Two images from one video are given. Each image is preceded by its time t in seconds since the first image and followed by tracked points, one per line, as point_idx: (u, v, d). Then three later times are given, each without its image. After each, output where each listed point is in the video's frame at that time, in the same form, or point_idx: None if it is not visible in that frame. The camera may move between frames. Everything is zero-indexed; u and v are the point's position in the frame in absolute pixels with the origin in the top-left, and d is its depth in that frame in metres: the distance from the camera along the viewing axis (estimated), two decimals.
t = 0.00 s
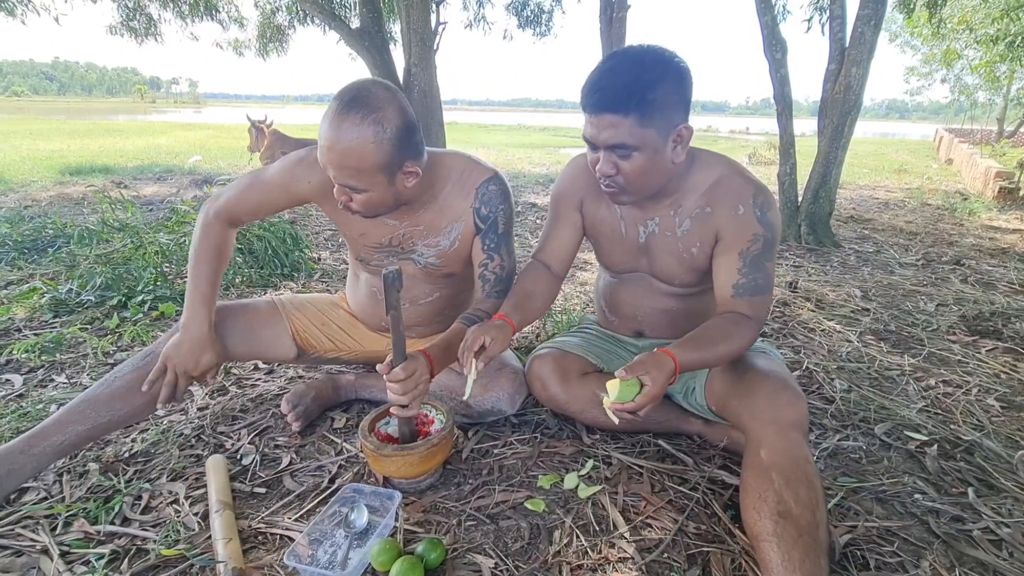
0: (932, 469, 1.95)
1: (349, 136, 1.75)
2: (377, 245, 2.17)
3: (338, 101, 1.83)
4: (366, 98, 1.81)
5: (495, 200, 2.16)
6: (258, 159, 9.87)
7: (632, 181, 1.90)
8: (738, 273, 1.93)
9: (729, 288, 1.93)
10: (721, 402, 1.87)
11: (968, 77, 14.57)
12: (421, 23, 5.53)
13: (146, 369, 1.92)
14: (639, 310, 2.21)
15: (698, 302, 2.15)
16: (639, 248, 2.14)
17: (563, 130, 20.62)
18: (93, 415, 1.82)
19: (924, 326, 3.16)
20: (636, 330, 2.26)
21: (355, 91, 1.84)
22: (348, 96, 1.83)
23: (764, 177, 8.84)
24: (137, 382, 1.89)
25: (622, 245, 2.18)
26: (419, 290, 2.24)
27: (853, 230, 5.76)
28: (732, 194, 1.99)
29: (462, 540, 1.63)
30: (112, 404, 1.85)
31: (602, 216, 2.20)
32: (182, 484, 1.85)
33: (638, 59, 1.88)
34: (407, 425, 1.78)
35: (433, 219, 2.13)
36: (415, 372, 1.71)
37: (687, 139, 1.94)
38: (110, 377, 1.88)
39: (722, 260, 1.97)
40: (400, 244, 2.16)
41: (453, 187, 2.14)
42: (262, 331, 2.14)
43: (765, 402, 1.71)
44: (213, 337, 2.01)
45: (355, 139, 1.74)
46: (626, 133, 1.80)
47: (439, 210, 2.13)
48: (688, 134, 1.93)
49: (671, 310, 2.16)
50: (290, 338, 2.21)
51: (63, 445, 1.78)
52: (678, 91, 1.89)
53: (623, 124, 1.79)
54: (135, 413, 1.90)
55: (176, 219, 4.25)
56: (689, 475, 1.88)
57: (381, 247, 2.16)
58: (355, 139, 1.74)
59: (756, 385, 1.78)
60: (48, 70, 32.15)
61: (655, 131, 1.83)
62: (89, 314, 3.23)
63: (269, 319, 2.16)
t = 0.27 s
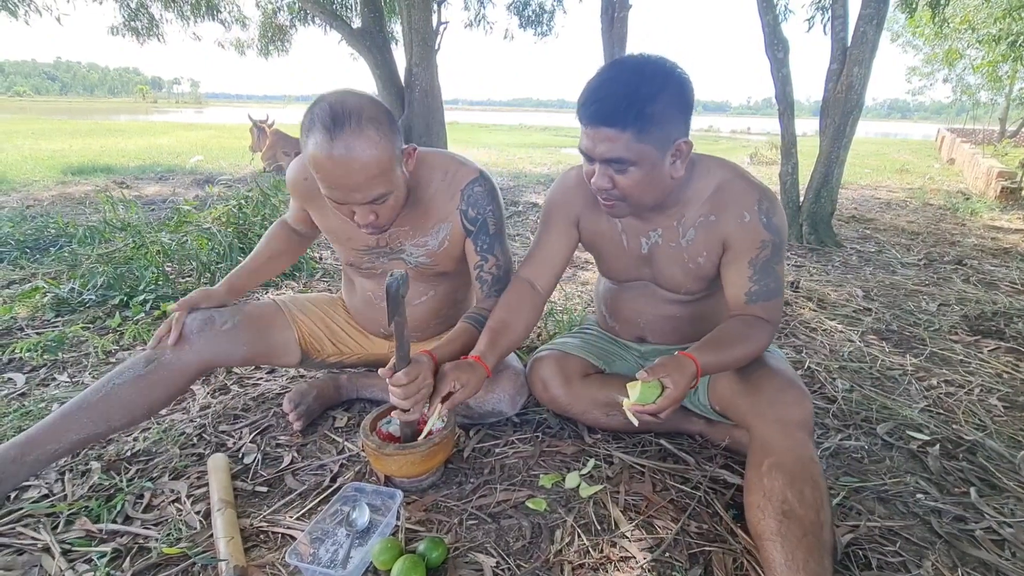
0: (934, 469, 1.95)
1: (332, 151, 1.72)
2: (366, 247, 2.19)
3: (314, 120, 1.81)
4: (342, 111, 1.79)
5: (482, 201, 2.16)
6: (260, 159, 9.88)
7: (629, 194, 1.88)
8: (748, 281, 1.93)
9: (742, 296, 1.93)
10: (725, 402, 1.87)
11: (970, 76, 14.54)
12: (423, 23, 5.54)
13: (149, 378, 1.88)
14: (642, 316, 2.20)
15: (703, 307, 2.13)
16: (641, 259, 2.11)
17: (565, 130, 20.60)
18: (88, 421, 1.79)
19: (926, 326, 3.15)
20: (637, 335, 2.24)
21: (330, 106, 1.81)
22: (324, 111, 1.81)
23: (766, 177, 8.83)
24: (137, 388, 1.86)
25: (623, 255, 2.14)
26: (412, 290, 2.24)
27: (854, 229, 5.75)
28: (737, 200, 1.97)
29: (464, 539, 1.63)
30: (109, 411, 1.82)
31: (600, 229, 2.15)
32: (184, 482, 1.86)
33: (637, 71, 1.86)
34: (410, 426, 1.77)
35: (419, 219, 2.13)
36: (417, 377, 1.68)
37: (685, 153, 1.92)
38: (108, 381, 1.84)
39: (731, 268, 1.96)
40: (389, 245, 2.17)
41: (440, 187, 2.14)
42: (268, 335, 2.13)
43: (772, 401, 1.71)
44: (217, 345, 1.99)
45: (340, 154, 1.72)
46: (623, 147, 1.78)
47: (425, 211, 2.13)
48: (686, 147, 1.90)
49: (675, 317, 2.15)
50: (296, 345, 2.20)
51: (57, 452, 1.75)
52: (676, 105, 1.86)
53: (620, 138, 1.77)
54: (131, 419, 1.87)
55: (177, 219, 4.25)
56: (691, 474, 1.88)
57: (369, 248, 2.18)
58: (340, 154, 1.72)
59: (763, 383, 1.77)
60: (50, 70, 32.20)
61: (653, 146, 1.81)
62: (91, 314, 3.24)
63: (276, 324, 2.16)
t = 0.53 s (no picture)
0: (936, 469, 1.94)
1: (342, 144, 1.74)
2: (365, 242, 2.25)
3: (322, 113, 1.82)
4: (352, 101, 1.81)
5: (480, 200, 2.15)
6: (261, 159, 9.89)
7: (630, 203, 1.87)
8: (753, 287, 1.93)
9: (747, 302, 1.94)
10: (728, 402, 1.87)
11: (972, 75, 14.50)
12: (423, 23, 5.54)
13: (155, 382, 1.86)
14: (644, 321, 2.20)
15: (705, 311, 2.13)
16: (644, 265, 2.11)
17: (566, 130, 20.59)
18: (94, 424, 1.79)
19: (928, 326, 3.14)
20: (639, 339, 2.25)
21: (339, 97, 1.83)
22: (334, 103, 1.82)
23: (767, 177, 8.82)
24: (145, 391, 1.85)
25: (625, 262, 2.14)
26: (408, 287, 2.26)
27: (856, 229, 5.74)
28: (740, 206, 1.96)
29: (465, 539, 1.63)
30: (113, 414, 1.81)
31: (601, 237, 2.13)
32: (186, 482, 1.86)
33: (641, 78, 1.85)
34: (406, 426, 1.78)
35: (418, 216, 2.14)
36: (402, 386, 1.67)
37: (687, 162, 1.91)
38: (116, 384, 1.84)
39: (736, 275, 1.96)
40: (386, 240, 2.21)
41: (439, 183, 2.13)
42: (272, 337, 2.12)
43: (776, 402, 1.71)
44: (223, 349, 1.97)
45: (349, 144, 1.73)
46: (624, 157, 1.77)
47: (423, 207, 2.14)
48: (688, 156, 1.89)
49: (678, 322, 2.16)
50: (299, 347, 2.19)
51: (61, 453, 1.76)
52: (678, 114, 1.85)
53: (621, 146, 1.76)
54: (137, 422, 1.87)
55: (179, 219, 4.25)
56: (692, 474, 1.87)
57: (366, 243, 2.23)
58: (347, 145, 1.73)
59: (766, 384, 1.77)
60: (52, 71, 32.26)
61: (654, 155, 1.80)
62: (94, 314, 3.24)
63: (278, 326, 2.14)
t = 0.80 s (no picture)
0: (938, 468, 1.94)
1: (401, 122, 1.78)
2: (386, 240, 2.21)
3: (384, 91, 1.85)
4: (411, 81, 1.86)
5: (497, 190, 2.23)
6: (263, 159, 9.89)
7: (629, 201, 1.87)
8: (754, 286, 1.94)
9: (748, 302, 1.94)
10: (729, 401, 1.87)
11: (974, 74, 14.46)
12: (424, 23, 5.53)
13: (150, 375, 1.87)
14: (644, 321, 2.19)
15: (706, 313, 2.13)
16: (644, 265, 2.10)
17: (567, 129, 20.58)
18: (93, 419, 1.79)
19: (930, 325, 3.14)
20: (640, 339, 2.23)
21: (403, 77, 1.87)
22: (394, 83, 1.86)
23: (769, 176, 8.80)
24: (140, 384, 1.86)
25: (625, 262, 2.13)
26: (423, 281, 2.25)
27: (858, 228, 5.73)
28: (740, 206, 1.97)
29: (466, 538, 1.63)
30: (111, 407, 1.81)
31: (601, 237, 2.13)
32: (187, 481, 1.86)
33: (640, 77, 1.85)
34: (404, 424, 1.78)
35: (439, 206, 2.19)
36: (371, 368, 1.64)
37: (687, 162, 1.92)
38: (112, 379, 1.85)
39: (737, 275, 1.97)
40: (406, 235, 2.20)
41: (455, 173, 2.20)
42: (268, 333, 2.12)
43: (777, 402, 1.71)
44: (218, 340, 1.98)
45: (408, 123, 1.77)
46: (624, 154, 1.77)
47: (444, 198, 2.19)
48: (688, 156, 1.90)
49: (679, 322, 2.15)
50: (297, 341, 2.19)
51: (62, 448, 1.76)
52: (680, 114, 1.86)
53: (621, 143, 1.76)
54: (134, 419, 1.87)
55: (180, 219, 4.26)
56: (694, 474, 1.87)
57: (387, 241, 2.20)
58: (406, 124, 1.77)
59: (767, 384, 1.77)
60: (53, 70, 32.31)
61: (654, 154, 1.80)
62: (95, 313, 3.25)
63: (276, 321, 2.15)
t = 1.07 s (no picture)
0: (938, 468, 1.94)
1: (375, 140, 1.77)
2: (388, 247, 2.20)
3: (358, 107, 1.85)
4: (387, 97, 1.84)
5: (496, 184, 2.25)
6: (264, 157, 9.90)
7: (630, 186, 1.88)
8: (758, 275, 1.94)
9: (752, 291, 1.94)
10: (727, 400, 1.87)
11: (976, 73, 14.42)
12: (426, 22, 5.53)
13: (156, 374, 1.87)
14: (646, 316, 2.19)
15: (709, 305, 2.13)
16: (645, 258, 2.10)
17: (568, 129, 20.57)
18: (99, 418, 1.79)
19: (931, 326, 3.13)
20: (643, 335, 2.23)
21: (376, 92, 1.86)
22: (370, 96, 1.86)
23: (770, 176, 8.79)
24: (146, 385, 1.86)
25: (626, 255, 2.13)
26: (427, 281, 2.26)
27: (859, 228, 5.72)
28: (742, 195, 1.96)
29: (466, 536, 1.63)
30: (117, 407, 1.81)
31: (602, 229, 2.14)
32: (188, 479, 1.86)
33: (642, 60, 1.87)
34: (407, 422, 1.78)
35: (440, 211, 2.18)
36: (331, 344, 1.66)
37: (688, 147, 1.92)
38: (116, 379, 1.84)
39: (740, 264, 1.97)
40: (407, 240, 2.20)
41: (452, 173, 2.20)
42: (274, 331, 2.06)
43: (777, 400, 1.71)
44: (224, 341, 1.96)
45: (382, 140, 1.77)
46: (623, 136, 1.79)
47: (445, 201, 2.19)
48: (687, 141, 1.90)
49: (681, 316, 2.15)
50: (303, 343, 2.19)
51: (66, 447, 1.76)
52: (679, 99, 1.87)
53: (622, 125, 1.78)
54: (140, 416, 1.87)
55: (182, 217, 4.26)
56: (694, 473, 1.87)
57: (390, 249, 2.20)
58: (381, 141, 1.77)
59: (768, 382, 1.77)
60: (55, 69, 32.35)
61: (654, 137, 1.81)
62: (97, 311, 3.25)
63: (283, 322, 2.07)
